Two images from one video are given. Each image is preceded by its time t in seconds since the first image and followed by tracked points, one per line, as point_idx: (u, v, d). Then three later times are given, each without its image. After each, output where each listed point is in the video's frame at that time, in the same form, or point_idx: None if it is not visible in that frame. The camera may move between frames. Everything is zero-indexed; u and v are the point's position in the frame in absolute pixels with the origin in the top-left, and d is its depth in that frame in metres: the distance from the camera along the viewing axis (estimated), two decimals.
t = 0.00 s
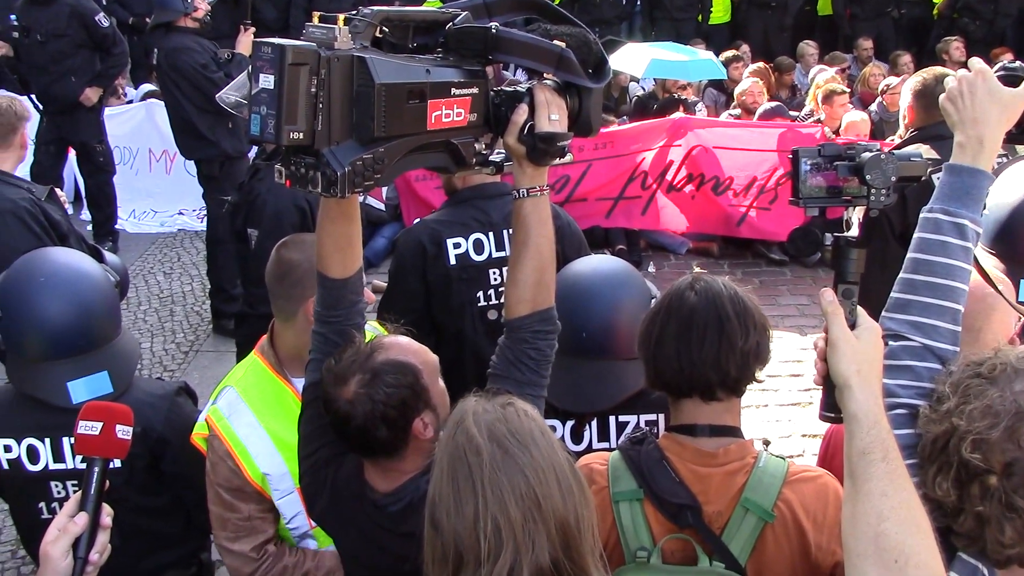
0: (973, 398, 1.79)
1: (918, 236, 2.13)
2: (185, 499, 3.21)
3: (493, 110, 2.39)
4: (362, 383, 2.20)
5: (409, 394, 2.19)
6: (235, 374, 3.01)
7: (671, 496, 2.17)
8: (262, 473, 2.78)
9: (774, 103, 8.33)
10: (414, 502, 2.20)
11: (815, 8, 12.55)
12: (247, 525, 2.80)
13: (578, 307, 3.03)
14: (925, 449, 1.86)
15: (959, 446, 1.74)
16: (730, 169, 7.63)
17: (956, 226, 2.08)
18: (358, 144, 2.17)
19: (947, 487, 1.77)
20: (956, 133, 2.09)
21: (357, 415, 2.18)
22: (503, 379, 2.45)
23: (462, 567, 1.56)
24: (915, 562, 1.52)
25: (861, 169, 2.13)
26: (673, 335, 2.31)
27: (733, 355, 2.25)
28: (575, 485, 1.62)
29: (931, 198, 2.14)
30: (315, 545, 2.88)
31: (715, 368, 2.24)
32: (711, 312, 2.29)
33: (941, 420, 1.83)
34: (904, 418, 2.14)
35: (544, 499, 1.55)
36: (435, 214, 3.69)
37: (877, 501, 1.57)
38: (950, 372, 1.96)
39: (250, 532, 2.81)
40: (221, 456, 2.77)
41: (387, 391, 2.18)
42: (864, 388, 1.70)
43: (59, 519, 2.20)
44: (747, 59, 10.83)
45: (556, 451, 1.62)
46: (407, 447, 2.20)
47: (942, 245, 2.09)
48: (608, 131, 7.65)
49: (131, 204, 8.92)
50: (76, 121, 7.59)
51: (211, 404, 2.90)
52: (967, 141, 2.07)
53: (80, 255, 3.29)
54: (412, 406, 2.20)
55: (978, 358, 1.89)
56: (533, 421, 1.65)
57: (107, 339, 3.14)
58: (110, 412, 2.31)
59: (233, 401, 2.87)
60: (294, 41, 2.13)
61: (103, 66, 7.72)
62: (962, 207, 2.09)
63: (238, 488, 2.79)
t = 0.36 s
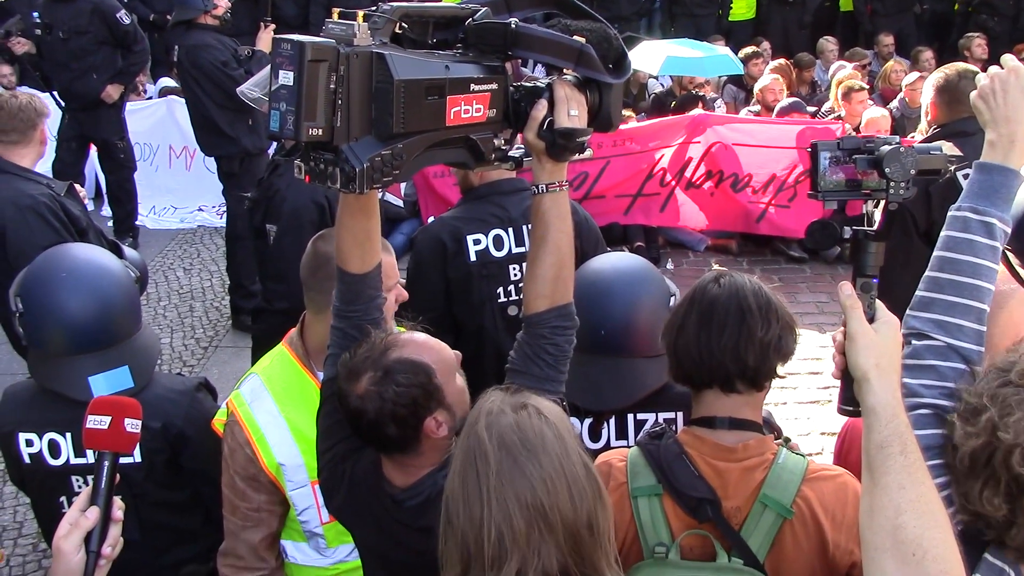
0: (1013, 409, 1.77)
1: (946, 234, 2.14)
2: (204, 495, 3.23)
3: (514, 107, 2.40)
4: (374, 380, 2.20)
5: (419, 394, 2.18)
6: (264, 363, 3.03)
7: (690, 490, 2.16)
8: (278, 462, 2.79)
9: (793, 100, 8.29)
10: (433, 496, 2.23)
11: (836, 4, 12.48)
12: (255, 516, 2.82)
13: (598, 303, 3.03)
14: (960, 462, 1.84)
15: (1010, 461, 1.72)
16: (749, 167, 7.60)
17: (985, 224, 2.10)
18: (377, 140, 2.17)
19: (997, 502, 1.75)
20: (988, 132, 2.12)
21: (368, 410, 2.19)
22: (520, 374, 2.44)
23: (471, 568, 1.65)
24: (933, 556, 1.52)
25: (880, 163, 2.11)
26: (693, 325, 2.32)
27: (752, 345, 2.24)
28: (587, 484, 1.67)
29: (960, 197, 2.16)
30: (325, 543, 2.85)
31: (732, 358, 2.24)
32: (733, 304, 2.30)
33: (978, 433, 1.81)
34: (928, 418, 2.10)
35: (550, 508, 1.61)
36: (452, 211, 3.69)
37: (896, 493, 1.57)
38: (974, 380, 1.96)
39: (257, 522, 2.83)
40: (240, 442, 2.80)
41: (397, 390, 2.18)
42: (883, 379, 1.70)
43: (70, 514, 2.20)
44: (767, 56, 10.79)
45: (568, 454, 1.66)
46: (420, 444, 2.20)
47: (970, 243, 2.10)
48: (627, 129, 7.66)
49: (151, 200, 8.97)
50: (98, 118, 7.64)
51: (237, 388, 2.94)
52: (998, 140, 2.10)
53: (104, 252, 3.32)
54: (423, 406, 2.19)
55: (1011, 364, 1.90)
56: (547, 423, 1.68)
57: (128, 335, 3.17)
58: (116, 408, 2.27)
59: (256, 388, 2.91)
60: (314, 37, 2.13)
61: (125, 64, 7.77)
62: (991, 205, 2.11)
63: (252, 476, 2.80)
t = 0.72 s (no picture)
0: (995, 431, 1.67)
1: (926, 239, 2.07)
2: (207, 484, 3.21)
3: (529, 99, 2.38)
4: (372, 380, 2.18)
5: (413, 407, 2.12)
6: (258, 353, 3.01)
7: (703, 489, 2.15)
8: (273, 454, 2.77)
9: (802, 100, 8.26)
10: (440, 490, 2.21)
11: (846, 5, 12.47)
12: (252, 508, 2.82)
13: (608, 299, 3.01)
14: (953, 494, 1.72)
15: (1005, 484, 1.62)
16: (756, 166, 7.59)
17: (963, 230, 2.02)
18: (392, 129, 2.15)
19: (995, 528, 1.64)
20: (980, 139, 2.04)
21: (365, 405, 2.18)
22: (531, 368, 2.44)
23: None
24: (950, 556, 1.50)
25: (906, 159, 2.07)
26: (710, 321, 2.31)
27: (769, 343, 2.23)
28: (597, 503, 1.65)
29: (944, 202, 2.08)
30: (319, 537, 2.84)
31: (748, 356, 2.23)
32: (750, 301, 2.28)
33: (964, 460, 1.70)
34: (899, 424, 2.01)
35: (550, 538, 1.60)
36: (463, 204, 3.67)
37: (914, 493, 1.55)
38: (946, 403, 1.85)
39: (255, 513, 2.83)
40: (234, 433, 2.78)
41: (395, 398, 2.13)
42: (902, 377, 1.68)
43: (74, 501, 2.14)
44: (776, 55, 10.77)
45: (576, 479, 1.62)
46: (417, 447, 2.17)
47: (947, 248, 2.03)
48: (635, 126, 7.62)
49: (156, 188, 8.96)
50: (106, 105, 7.63)
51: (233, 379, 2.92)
52: (986, 149, 2.02)
53: (114, 238, 3.32)
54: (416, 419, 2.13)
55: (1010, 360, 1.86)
56: (553, 449, 1.63)
57: (135, 321, 3.17)
58: (125, 395, 2.27)
59: (251, 377, 2.88)
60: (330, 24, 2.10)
61: (133, 51, 7.75)
62: (971, 213, 2.03)
63: (245, 467, 2.78)
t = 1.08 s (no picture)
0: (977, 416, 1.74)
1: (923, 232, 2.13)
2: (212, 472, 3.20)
3: (545, 89, 2.37)
4: (386, 367, 2.17)
5: (426, 393, 2.11)
6: (245, 346, 3.00)
7: (707, 482, 2.15)
8: (266, 447, 2.78)
9: (810, 96, 8.25)
10: (449, 482, 2.21)
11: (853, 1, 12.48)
12: (250, 501, 2.81)
13: (618, 292, 3.01)
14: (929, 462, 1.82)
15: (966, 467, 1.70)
16: (761, 162, 7.58)
17: (960, 222, 2.08)
18: (408, 118, 2.14)
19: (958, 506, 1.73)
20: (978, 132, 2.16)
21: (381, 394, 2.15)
22: (542, 360, 2.44)
23: None
24: (967, 554, 1.49)
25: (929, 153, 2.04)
26: (721, 314, 2.30)
27: (779, 340, 2.22)
28: (617, 510, 1.62)
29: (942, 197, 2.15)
30: (314, 528, 2.88)
31: (758, 351, 2.22)
32: (762, 297, 2.27)
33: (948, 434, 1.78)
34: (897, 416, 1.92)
35: (569, 547, 1.56)
36: (472, 195, 3.66)
37: (931, 489, 1.54)
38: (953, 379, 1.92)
39: (253, 506, 2.82)
40: (225, 428, 2.77)
41: (412, 384, 2.12)
42: (921, 373, 1.67)
43: (83, 485, 2.13)
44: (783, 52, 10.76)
45: (596, 488, 1.58)
46: (428, 436, 2.16)
47: (944, 240, 2.07)
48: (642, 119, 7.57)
49: (161, 174, 8.95)
50: (111, 91, 7.61)
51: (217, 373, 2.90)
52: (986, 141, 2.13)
53: (122, 222, 3.32)
54: (433, 405, 2.12)
55: (989, 362, 1.84)
56: (573, 456, 1.59)
57: (143, 307, 3.17)
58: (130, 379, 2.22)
59: (239, 370, 2.87)
60: (346, 11, 2.09)
61: (139, 37, 7.73)
62: (968, 205, 2.09)
63: (241, 460, 2.77)
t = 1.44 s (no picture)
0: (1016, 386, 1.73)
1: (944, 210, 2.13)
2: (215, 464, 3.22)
3: (551, 82, 2.37)
4: (398, 358, 2.16)
5: (441, 378, 2.13)
6: (245, 338, 3.00)
7: (704, 473, 2.18)
8: (273, 437, 2.79)
9: (810, 90, 8.26)
10: (452, 474, 2.21)
11: None
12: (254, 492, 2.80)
13: (620, 285, 3.03)
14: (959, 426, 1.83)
15: (1000, 435, 1.70)
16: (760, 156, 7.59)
17: (983, 197, 2.10)
18: (414, 112, 2.15)
19: (984, 472, 1.74)
20: (994, 108, 2.18)
21: (390, 386, 2.16)
22: (545, 353, 2.44)
23: None
24: (969, 547, 1.48)
25: (929, 148, 2.05)
26: (717, 308, 2.32)
27: (775, 333, 2.23)
28: (618, 507, 1.62)
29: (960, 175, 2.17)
30: (322, 515, 2.89)
31: (754, 344, 2.23)
32: (759, 290, 2.28)
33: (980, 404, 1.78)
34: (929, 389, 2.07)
35: (567, 541, 1.58)
36: (474, 189, 3.67)
37: (932, 484, 1.55)
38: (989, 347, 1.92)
39: (254, 498, 2.82)
40: (231, 420, 2.77)
41: (421, 372, 2.13)
42: (922, 370, 1.68)
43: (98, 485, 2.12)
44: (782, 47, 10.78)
45: (595, 486, 1.58)
46: (437, 425, 2.17)
47: (968, 215, 2.09)
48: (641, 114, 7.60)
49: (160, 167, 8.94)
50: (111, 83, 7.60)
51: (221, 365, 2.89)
52: (1003, 116, 2.16)
53: (122, 214, 3.35)
54: (444, 392, 2.14)
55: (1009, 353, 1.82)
56: (572, 454, 1.60)
57: (144, 300, 3.17)
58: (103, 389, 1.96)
59: (242, 363, 2.86)
60: (354, 4, 2.09)
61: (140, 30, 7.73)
62: (990, 180, 2.11)
63: (246, 453, 2.77)
